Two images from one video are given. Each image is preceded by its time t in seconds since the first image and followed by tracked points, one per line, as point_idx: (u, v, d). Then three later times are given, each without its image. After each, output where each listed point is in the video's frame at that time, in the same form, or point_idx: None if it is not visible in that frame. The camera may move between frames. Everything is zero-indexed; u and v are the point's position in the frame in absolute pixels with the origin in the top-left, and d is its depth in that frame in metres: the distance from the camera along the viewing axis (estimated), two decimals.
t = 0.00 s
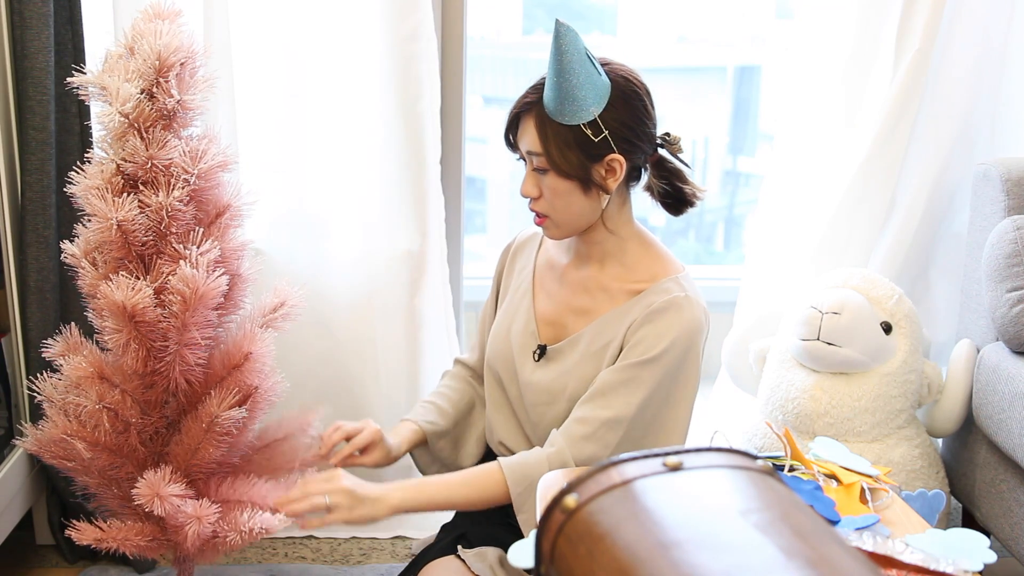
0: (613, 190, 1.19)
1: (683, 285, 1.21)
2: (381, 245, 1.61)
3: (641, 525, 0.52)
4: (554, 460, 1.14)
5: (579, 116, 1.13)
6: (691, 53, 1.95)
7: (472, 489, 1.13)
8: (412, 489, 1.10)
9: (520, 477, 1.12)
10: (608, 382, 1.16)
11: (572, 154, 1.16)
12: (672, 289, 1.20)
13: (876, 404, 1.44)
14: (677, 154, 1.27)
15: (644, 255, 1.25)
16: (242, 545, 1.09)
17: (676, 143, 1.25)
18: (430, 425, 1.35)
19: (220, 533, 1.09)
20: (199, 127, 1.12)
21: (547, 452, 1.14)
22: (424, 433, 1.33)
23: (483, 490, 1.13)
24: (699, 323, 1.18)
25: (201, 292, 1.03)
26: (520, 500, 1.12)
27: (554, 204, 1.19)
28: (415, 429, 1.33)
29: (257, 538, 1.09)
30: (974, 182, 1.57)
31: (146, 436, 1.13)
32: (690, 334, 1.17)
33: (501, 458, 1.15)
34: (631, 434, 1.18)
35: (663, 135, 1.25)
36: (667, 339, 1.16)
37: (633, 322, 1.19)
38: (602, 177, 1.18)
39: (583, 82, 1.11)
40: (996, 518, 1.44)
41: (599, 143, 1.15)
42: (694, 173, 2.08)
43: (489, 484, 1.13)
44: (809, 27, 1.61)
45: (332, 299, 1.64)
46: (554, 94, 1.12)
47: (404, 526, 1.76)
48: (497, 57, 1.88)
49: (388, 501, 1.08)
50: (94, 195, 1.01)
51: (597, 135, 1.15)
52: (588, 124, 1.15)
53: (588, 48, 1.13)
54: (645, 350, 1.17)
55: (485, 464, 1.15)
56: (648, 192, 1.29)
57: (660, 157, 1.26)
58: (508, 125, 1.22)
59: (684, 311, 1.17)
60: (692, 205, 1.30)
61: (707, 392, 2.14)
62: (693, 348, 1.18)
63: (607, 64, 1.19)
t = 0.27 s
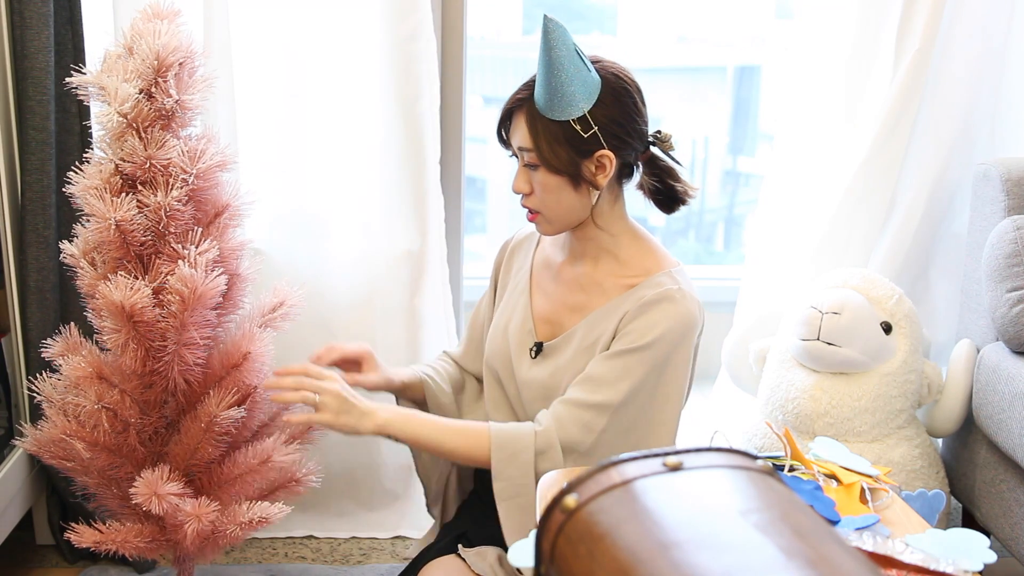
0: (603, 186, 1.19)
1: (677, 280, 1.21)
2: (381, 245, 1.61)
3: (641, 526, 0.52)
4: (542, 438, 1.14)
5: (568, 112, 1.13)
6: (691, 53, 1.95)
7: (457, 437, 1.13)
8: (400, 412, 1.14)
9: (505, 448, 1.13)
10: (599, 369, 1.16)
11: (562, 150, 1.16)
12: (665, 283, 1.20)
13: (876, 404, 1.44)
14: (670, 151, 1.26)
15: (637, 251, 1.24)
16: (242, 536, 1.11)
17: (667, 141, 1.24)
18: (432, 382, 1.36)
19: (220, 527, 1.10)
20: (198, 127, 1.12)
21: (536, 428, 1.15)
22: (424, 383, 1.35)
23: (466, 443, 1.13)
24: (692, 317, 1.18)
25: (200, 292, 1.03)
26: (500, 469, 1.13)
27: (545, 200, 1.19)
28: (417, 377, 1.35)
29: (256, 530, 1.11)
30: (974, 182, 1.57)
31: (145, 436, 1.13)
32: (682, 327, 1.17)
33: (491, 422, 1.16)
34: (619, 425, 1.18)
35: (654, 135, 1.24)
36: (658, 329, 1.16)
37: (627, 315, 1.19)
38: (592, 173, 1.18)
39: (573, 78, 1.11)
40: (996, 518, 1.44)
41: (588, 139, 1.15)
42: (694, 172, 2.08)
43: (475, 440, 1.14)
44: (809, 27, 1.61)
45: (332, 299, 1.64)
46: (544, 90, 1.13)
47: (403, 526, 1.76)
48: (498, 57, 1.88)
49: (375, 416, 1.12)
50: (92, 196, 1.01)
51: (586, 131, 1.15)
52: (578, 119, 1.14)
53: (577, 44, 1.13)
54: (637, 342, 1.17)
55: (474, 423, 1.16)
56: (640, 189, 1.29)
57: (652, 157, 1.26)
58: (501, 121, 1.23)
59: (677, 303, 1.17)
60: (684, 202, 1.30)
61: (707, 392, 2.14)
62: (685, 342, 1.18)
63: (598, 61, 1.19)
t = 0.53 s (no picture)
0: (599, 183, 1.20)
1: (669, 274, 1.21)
2: (381, 245, 1.61)
3: (641, 526, 0.52)
4: (522, 420, 1.16)
5: (571, 108, 1.13)
6: (691, 53, 1.95)
7: (435, 420, 1.16)
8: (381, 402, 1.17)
9: (484, 427, 1.15)
10: (586, 358, 1.17)
11: (562, 145, 1.16)
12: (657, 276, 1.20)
13: (876, 404, 1.44)
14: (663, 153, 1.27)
15: (629, 247, 1.25)
16: (240, 533, 1.11)
17: (662, 140, 1.25)
18: (393, 368, 1.34)
19: (219, 525, 1.10)
20: (198, 127, 1.12)
21: (516, 412, 1.17)
22: (384, 370, 1.33)
23: (446, 426, 1.16)
24: (685, 311, 1.18)
25: (198, 292, 1.03)
26: (478, 450, 1.15)
27: (541, 195, 1.19)
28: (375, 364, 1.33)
29: (256, 524, 1.12)
30: (974, 182, 1.57)
31: (145, 436, 1.13)
32: (675, 319, 1.17)
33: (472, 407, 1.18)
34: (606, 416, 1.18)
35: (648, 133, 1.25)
36: (648, 320, 1.16)
37: (618, 306, 1.19)
38: (590, 170, 1.18)
39: (577, 74, 1.11)
40: (996, 518, 1.44)
41: (589, 136, 1.16)
42: (694, 173, 2.08)
43: (454, 425, 1.16)
44: (809, 27, 1.61)
45: (331, 299, 1.64)
46: (547, 84, 1.12)
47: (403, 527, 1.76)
48: (498, 57, 1.88)
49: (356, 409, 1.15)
50: (90, 195, 1.02)
51: (587, 128, 1.16)
52: (580, 116, 1.15)
53: (582, 41, 1.13)
54: (627, 331, 1.17)
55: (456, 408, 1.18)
56: (632, 189, 1.28)
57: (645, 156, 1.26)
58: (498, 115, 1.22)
59: (668, 296, 1.18)
60: (673, 203, 1.30)
61: (707, 392, 2.14)
62: (677, 335, 1.18)
63: (599, 59, 1.19)
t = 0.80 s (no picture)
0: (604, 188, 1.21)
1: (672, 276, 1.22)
2: (381, 245, 1.61)
3: (641, 526, 0.52)
4: (550, 449, 1.15)
5: (578, 114, 1.13)
6: (691, 53, 1.95)
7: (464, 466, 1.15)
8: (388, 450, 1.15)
9: (514, 463, 1.14)
10: (597, 371, 1.17)
11: (567, 150, 1.16)
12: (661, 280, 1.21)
13: (876, 404, 1.44)
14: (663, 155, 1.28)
15: (631, 250, 1.26)
16: (242, 534, 1.09)
17: (663, 142, 1.26)
18: (388, 373, 1.34)
19: (220, 526, 1.08)
20: (199, 127, 1.11)
21: (541, 440, 1.16)
22: (379, 375, 1.33)
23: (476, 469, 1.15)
24: (689, 314, 1.19)
25: (200, 293, 1.03)
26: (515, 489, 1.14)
27: (544, 199, 1.19)
28: (369, 369, 1.32)
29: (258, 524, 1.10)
30: (974, 181, 1.57)
31: (146, 437, 1.13)
32: (681, 324, 1.18)
33: (497, 442, 1.17)
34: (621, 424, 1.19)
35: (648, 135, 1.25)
36: (657, 329, 1.18)
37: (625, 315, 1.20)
38: (594, 175, 1.19)
39: (583, 80, 1.11)
40: (996, 518, 1.44)
41: (595, 141, 1.16)
42: (694, 173, 2.08)
43: (483, 466, 1.15)
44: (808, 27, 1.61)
45: (331, 298, 1.64)
46: (553, 88, 1.12)
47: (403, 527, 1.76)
48: (498, 57, 1.87)
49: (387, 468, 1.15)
50: (90, 196, 1.02)
51: (593, 133, 1.16)
52: (586, 121, 1.15)
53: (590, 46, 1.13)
54: (635, 341, 1.18)
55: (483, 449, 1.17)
56: (633, 192, 1.27)
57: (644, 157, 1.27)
58: (497, 120, 1.21)
59: (673, 301, 1.19)
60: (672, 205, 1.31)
61: (707, 392, 2.14)
62: (684, 339, 1.19)
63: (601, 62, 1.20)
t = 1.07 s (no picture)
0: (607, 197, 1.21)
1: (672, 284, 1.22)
2: (381, 245, 1.61)
3: (641, 526, 0.52)
4: (549, 462, 1.16)
5: (582, 124, 1.13)
6: (691, 53, 1.95)
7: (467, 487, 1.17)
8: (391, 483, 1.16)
9: (514, 480, 1.16)
10: (598, 381, 1.17)
11: (571, 159, 1.15)
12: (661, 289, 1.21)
13: (876, 404, 1.44)
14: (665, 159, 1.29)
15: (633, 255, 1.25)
16: (244, 541, 1.09)
17: (665, 147, 1.27)
18: (383, 370, 1.34)
19: (223, 532, 1.09)
20: (199, 127, 1.11)
21: (542, 454, 1.17)
22: (374, 372, 1.33)
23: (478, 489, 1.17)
24: (689, 323, 1.19)
25: (203, 294, 1.03)
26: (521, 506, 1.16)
27: (547, 207, 1.19)
28: (364, 366, 1.33)
29: (260, 534, 1.10)
30: (974, 181, 1.57)
31: (147, 437, 1.12)
32: (680, 333, 1.18)
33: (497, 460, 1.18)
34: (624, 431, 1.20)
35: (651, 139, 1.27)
36: (658, 338, 1.18)
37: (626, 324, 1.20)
38: (598, 183, 1.18)
39: (587, 88, 1.11)
40: (996, 518, 1.45)
41: (599, 150, 1.16)
42: (695, 173, 2.08)
43: (486, 486, 1.17)
44: (809, 27, 1.61)
45: (331, 298, 1.64)
46: (556, 96, 1.12)
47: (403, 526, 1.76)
48: (498, 57, 1.87)
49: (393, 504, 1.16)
50: (95, 197, 1.02)
51: (597, 142, 1.16)
52: (590, 130, 1.15)
53: (594, 56, 1.13)
54: (635, 351, 1.18)
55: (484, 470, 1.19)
56: (637, 198, 1.27)
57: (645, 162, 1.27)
58: (499, 126, 1.21)
59: (672, 310, 1.19)
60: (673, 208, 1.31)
61: (707, 391, 2.14)
62: (683, 347, 1.19)
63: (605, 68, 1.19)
